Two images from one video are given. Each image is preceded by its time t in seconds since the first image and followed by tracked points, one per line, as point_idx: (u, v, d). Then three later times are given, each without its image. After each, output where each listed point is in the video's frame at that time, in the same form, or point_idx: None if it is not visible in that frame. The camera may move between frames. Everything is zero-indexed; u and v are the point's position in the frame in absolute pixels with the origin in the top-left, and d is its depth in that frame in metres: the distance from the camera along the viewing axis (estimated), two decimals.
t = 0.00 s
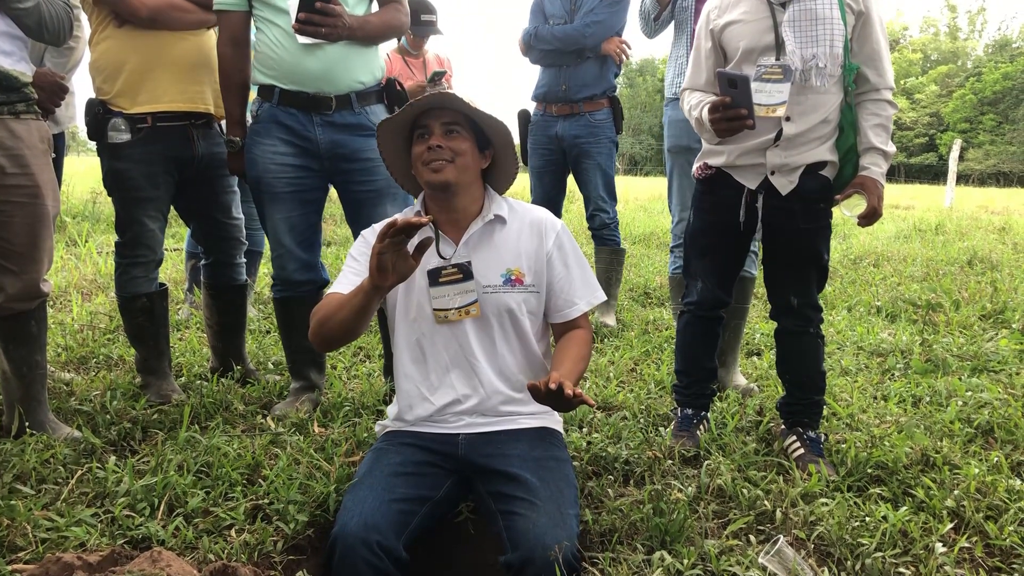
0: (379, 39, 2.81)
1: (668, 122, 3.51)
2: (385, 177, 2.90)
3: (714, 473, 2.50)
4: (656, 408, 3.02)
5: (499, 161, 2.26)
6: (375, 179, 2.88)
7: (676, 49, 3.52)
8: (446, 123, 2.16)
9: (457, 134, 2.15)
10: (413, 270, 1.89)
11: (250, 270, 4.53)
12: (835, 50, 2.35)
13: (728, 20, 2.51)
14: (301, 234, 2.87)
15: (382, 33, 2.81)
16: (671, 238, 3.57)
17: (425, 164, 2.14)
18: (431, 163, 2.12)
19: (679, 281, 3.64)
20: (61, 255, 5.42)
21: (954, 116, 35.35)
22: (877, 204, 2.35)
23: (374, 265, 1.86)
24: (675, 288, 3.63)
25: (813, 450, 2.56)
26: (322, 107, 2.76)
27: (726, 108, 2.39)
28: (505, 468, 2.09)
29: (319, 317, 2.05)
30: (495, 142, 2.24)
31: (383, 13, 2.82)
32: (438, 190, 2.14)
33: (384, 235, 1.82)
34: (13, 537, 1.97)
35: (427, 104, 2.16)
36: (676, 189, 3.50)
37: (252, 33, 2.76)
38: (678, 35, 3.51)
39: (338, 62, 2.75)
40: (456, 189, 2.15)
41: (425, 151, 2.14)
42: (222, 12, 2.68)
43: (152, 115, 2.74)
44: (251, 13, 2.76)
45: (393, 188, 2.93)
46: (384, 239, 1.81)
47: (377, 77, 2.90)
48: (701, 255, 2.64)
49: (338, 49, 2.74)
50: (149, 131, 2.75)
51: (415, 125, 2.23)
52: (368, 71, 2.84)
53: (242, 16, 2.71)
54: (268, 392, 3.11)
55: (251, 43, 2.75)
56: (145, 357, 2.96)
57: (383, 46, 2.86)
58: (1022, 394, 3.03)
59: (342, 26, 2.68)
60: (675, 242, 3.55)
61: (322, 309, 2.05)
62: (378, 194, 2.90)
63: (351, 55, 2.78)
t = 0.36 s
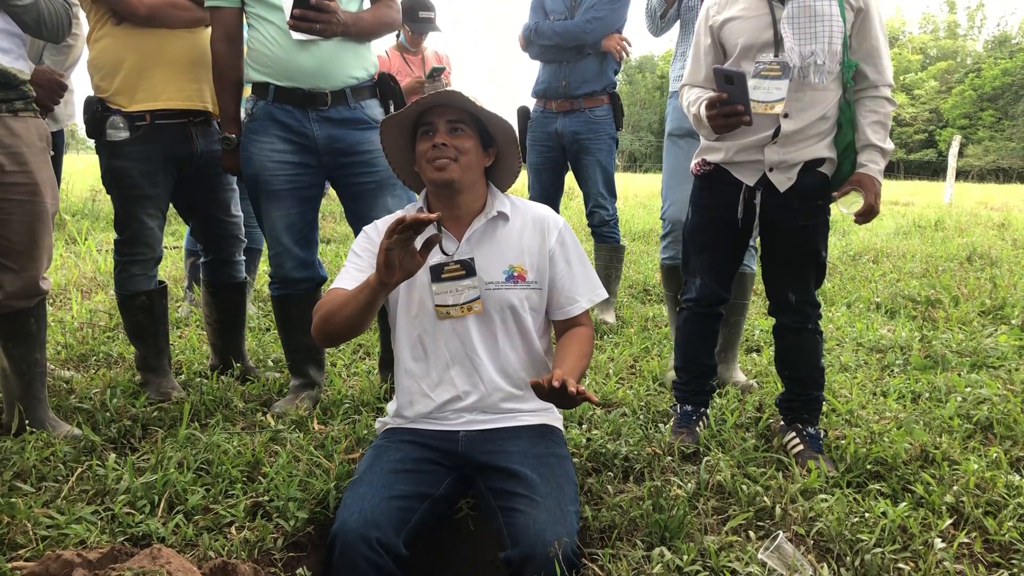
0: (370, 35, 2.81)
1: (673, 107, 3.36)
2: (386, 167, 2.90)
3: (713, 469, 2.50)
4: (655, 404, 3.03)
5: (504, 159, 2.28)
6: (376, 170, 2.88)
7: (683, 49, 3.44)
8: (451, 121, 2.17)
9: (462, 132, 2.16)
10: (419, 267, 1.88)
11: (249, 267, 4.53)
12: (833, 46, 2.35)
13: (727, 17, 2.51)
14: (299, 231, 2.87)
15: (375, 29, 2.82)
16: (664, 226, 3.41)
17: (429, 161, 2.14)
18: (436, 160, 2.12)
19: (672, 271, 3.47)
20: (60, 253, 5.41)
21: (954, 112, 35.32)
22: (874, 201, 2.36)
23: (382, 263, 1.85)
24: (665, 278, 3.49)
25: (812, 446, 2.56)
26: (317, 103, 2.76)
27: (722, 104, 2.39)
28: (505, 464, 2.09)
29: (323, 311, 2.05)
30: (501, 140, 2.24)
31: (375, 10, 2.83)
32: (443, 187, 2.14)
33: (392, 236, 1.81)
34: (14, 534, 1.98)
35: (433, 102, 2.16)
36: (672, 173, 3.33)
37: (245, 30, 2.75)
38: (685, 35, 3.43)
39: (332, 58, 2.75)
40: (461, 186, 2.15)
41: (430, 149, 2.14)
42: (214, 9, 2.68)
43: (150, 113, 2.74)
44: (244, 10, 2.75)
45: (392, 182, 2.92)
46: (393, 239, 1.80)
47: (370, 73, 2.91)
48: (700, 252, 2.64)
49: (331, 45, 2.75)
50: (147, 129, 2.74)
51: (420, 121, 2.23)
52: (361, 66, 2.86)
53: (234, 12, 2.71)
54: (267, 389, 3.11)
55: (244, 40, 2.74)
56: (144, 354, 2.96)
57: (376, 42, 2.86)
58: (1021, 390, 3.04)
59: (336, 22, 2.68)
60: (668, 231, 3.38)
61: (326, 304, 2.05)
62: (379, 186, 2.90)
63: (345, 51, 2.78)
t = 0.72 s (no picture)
0: (373, 35, 2.81)
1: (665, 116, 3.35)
2: (383, 171, 2.91)
3: (711, 470, 2.50)
4: (653, 405, 3.03)
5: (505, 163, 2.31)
6: (373, 175, 2.88)
7: (673, 49, 3.41)
8: (465, 126, 2.16)
9: (474, 137, 2.16)
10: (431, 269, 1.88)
11: (247, 267, 4.54)
12: (833, 48, 2.36)
13: (727, 18, 2.51)
14: (300, 230, 2.87)
15: (377, 29, 2.80)
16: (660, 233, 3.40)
17: (441, 166, 2.14)
18: (449, 167, 2.12)
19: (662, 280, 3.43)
20: (58, 252, 5.42)
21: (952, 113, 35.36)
22: (874, 203, 2.36)
23: (394, 265, 1.86)
24: (657, 286, 3.43)
25: (809, 447, 2.56)
26: (319, 103, 2.76)
27: (723, 106, 2.40)
28: (503, 464, 2.09)
29: (329, 311, 2.04)
30: (504, 140, 2.26)
31: (379, 11, 2.82)
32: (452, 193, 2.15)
33: (404, 238, 1.81)
34: (12, 534, 1.98)
35: (449, 107, 2.14)
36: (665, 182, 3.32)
37: (249, 31, 2.76)
38: (674, 35, 3.40)
39: (335, 58, 2.76)
40: (470, 194, 2.16)
41: (443, 153, 2.14)
42: (219, 8, 2.70)
43: (150, 112, 2.74)
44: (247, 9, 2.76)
45: (390, 184, 2.93)
46: (405, 243, 1.81)
47: (372, 75, 2.93)
48: (699, 253, 2.64)
49: (334, 45, 2.76)
50: (147, 128, 2.74)
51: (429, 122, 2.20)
52: (364, 68, 2.87)
53: (238, 11, 2.72)
54: (266, 389, 3.11)
55: (250, 42, 2.75)
56: (143, 354, 2.96)
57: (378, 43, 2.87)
58: (1019, 391, 3.04)
59: (337, 21, 2.66)
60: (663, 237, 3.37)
61: (333, 303, 2.04)
62: (376, 190, 2.90)
63: (348, 52, 2.80)
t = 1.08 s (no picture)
0: (377, 40, 2.83)
1: (643, 124, 3.37)
2: (382, 176, 2.89)
3: (707, 474, 2.51)
4: (650, 408, 3.03)
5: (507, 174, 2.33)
6: (372, 179, 2.87)
7: (650, 51, 3.40)
8: (491, 151, 2.12)
9: (498, 162, 2.15)
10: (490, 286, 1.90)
11: (245, 269, 4.53)
12: (831, 54, 2.39)
13: (725, 23, 2.51)
14: (300, 231, 2.87)
15: (382, 34, 2.83)
16: (651, 237, 3.41)
17: (468, 192, 2.10)
18: (475, 195, 2.10)
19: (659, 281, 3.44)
20: (54, 252, 5.41)
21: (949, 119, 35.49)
22: (870, 209, 2.35)
23: (459, 274, 1.84)
24: (652, 288, 3.45)
25: (805, 452, 2.57)
26: (322, 105, 2.77)
27: (722, 111, 2.40)
28: (500, 467, 2.10)
29: (364, 312, 1.94)
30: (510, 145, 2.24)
31: (384, 15, 2.84)
32: (475, 218, 2.15)
33: (481, 249, 1.84)
34: (9, 535, 1.97)
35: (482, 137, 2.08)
36: (654, 191, 3.34)
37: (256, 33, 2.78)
38: (652, 38, 3.38)
39: (338, 61, 2.76)
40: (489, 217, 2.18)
41: (471, 181, 2.10)
42: (227, 10, 2.72)
43: (149, 114, 2.75)
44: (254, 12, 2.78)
45: (391, 187, 2.93)
46: (481, 254, 1.82)
47: (378, 79, 2.92)
48: (696, 257, 2.65)
49: (338, 49, 2.76)
50: (145, 129, 2.75)
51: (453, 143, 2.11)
52: (368, 71, 2.87)
53: (245, 14, 2.74)
54: (263, 391, 3.11)
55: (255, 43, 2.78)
56: (140, 355, 2.96)
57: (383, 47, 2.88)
58: (1015, 397, 3.05)
59: (341, 25, 2.69)
60: (656, 242, 3.39)
61: (370, 305, 1.95)
62: (375, 194, 2.89)
63: (352, 55, 2.80)
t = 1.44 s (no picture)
0: (384, 43, 2.83)
1: (629, 130, 3.38)
2: (385, 180, 2.89)
3: (706, 478, 2.51)
4: (648, 412, 3.03)
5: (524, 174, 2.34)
6: (375, 183, 2.87)
7: (633, 56, 3.39)
8: (509, 147, 2.14)
9: (515, 159, 2.16)
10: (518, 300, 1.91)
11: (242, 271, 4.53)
12: (829, 59, 2.39)
13: (723, 28, 2.52)
14: (302, 232, 2.87)
15: (391, 37, 2.84)
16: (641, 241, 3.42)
17: (487, 188, 2.11)
18: (493, 191, 2.11)
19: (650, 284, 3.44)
20: (52, 254, 5.39)
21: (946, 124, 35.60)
22: (866, 213, 2.36)
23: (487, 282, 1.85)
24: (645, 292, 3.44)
25: (803, 456, 2.57)
26: (326, 108, 2.78)
27: (721, 115, 2.40)
28: (499, 472, 2.10)
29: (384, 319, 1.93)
30: (528, 144, 2.26)
31: (392, 19, 2.84)
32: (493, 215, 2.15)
33: (514, 263, 1.84)
34: (6, 537, 1.97)
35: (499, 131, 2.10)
36: (644, 197, 3.35)
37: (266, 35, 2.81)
38: (634, 44, 3.38)
39: (342, 64, 2.77)
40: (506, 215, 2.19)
41: (490, 177, 2.11)
42: (236, 12, 2.76)
43: (148, 116, 2.75)
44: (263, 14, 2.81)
45: (394, 191, 2.92)
46: (515, 267, 1.83)
47: (383, 83, 2.92)
48: (695, 260, 2.65)
49: (342, 52, 2.77)
50: (145, 131, 2.75)
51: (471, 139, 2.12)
52: (374, 75, 2.87)
53: (255, 16, 2.77)
54: (261, 393, 3.10)
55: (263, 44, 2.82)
56: (138, 356, 2.95)
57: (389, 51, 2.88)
58: (1011, 401, 3.06)
59: (346, 27, 2.67)
60: (646, 246, 3.40)
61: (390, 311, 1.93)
62: (377, 198, 2.89)
63: (356, 58, 2.80)
